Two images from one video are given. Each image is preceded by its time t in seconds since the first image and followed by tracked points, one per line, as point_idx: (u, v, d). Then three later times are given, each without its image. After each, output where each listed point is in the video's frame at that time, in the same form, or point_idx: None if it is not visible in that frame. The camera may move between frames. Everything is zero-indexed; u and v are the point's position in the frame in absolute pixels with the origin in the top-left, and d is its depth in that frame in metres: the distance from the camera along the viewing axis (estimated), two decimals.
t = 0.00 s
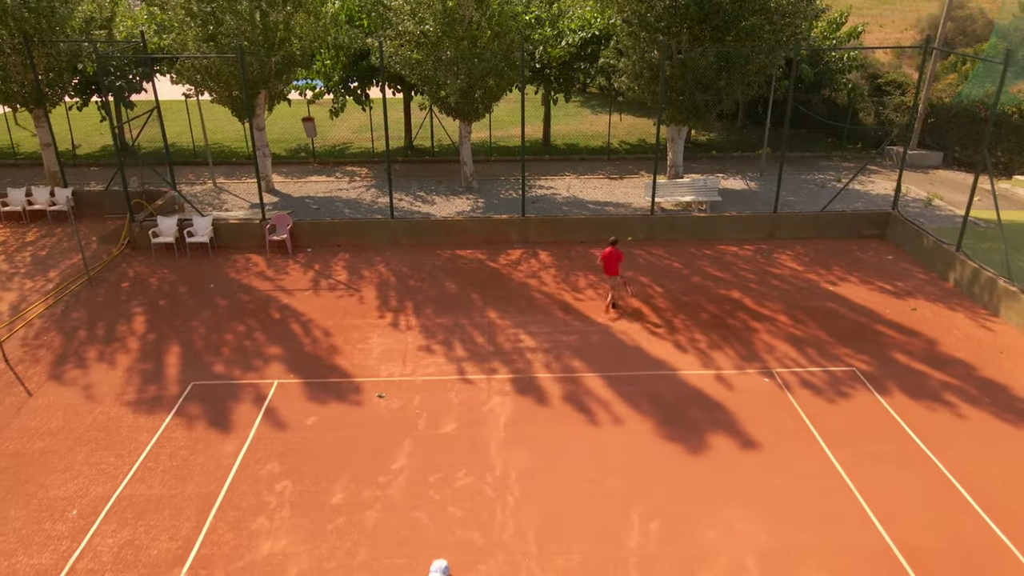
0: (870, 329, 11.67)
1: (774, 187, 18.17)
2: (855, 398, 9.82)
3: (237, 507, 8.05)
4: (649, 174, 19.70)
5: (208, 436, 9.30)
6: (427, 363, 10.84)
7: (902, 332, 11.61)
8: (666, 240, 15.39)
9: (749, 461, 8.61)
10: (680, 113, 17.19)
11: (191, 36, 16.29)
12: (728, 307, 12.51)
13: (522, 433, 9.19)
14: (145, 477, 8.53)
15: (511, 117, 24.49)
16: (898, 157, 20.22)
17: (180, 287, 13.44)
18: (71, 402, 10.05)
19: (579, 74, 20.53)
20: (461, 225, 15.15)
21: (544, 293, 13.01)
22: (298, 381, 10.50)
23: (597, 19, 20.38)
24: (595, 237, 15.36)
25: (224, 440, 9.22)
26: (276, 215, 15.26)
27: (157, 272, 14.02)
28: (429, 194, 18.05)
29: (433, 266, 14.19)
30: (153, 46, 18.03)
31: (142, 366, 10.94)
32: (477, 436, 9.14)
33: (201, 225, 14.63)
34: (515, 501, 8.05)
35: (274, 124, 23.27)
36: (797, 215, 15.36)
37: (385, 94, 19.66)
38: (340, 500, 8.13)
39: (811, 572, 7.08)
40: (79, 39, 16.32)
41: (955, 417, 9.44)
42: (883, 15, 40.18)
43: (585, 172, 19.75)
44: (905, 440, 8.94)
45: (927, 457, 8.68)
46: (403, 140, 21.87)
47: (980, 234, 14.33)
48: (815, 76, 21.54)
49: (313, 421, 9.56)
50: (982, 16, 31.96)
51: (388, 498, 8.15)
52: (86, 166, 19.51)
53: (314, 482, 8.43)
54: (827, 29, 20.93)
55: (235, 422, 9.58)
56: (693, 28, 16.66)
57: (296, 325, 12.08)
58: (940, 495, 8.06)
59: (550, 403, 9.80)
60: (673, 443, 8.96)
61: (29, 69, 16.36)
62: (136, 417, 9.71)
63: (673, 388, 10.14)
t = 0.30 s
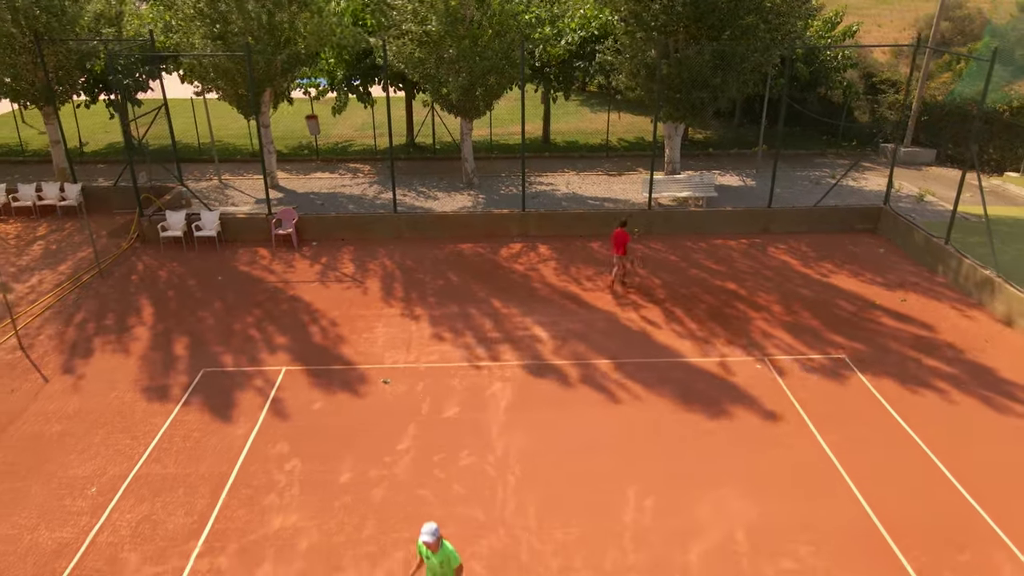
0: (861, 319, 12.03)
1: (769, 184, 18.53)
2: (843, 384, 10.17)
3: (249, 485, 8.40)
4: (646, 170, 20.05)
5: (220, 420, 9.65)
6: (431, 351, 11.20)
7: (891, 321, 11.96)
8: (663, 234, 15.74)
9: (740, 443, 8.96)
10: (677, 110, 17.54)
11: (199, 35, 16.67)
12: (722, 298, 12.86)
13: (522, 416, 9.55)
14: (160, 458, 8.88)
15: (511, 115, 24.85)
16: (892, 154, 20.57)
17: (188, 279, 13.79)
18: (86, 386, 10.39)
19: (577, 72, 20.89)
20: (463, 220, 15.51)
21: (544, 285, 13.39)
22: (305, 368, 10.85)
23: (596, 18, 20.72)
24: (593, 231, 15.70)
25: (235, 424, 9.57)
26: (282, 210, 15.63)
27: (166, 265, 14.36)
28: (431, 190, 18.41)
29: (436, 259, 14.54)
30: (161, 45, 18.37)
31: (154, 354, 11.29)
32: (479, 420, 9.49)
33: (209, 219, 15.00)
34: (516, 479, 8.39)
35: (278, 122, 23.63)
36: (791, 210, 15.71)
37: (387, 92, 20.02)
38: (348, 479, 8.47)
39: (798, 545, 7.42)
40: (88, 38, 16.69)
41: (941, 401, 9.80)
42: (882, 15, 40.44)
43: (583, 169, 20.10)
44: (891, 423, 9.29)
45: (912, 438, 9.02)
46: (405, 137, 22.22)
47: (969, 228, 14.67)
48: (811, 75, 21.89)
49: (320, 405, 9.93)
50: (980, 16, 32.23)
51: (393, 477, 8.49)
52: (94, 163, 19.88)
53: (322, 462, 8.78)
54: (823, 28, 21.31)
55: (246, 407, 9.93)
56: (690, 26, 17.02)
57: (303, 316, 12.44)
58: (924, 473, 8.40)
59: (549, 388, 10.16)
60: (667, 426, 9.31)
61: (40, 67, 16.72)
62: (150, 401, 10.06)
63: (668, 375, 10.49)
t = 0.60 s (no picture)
0: (852, 308, 12.38)
1: (765, 179, 18.89)
2: (833, 369, 10.51)
3: (260, 464, 8.75)
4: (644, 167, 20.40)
5: (230, 403, 9.99)
6: (434, 339, 11.55)
7: (881, 310, 12.30)
8: (660, 228, 16.09)
9: (732, 425, 9.30)
10: (674, 107, 17.89)
11: (206, 33, 17.03)
12: (717, 288, 13.21)
13: (522, 400, 9.90)
14: (174, 439, 9.22)
15: (511, 113, 25.21)
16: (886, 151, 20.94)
17: (196, 271, 14.14)
18: (101, 372, 10.73)
19: (576, 70, 21.25)
20: (465, 214, 15.87)
21: (543, 276, 13.75)
22: (312, 355, 11.20)
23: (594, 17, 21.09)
24: (591, 225, 16.05)
25: (245, 407, 9.91)
26: (288, 204, 15.98)
27: (175, 257, 14.71)
28: (434, 186, 18.77)
29: (438, 253, 14.89)
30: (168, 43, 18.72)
31: (165, 341, 11.63)
32: (481, 403, 9.84)
33: (216, 213, 15.34)
34: (516, 459, 8.74)
35: (282, 120, 23.98)
36: (785, 204, 16.06)
37: (389, 89, 20.39)
38: (354, 459, 8.82)
39: (786, 519, 7.76)
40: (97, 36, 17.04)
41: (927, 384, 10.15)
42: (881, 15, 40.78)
43: (583, 165, 20.45)
44: (877, 405, 9.64)
45: (898, 419, 9.36)
46: (407, 135, 22.57)
47: (958, 221, 15.04)
48: (807, 73, 22.25)
49: (327, 390, 10.27)
50: (977, 15, 32.56)
51: (399, 456, 8.84)
52: (101, 159, 20.22)
53: (330, 443, 9.13)
54: (818, 26, 21.67)
55: (255, 392, 10.28)
56: (686, 25, 17.38)
57: (309, 306, 12.79)
58: (909, 451, 8.74)
59: (548, 374, 10.51)
60: (662, 409, 9.66)
61: (50, 65, 17.05)
62: (162, 386, 10.40)
63: (663, 361, 10.84)
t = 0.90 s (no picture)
0: (843, 298, 12.72)
1: (761, 176, 19.23)
2: (823, 355, 10.85)
3: (271, 445, 9.10)
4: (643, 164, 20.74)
5: (240, 388, 10.33)
6: (436, 328, 11.89)
7: (872, 300, 12.64)
8: (657, 222, 16.43)
9: (724, 408, 9.65)
10: (671, 104, 18.24)
11: (213, 32, 17.41)
12: (712, 279, 13.55)
13: (522, 385, 10.25)
14: (187, 421, 9.57)
15: (512, 111, 25.55)
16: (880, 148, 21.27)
17: (204, 263, 14.49)
18: (114, 359, 11.08)
19: (575, 69, 21.60)
20: (466, 208, 16.21)
21: (543, 268, 14.09)
22: (318, 343, 11.54)
23: (593, 17, 21.45)
24: (590, 219, 16.39)
25: (254, 392, 10.25)
26: (293, 199, 16.34)
27: (182, 250, 15.06)
28: (436, 182, 19.12)
29: (440, 246, 15.25)
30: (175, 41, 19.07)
31: (176, 330, 11.98)
32: (482, 388, 10.19)
33: (223, 208, 15.69)
34: (516, 440, 9.09)
35: (285, 117, 24.31)
36: (780, 199, 16.41)
37: (392, 88, 20.75)
38: (361, 440, 9.17)
39: (774, 495, 8.11)
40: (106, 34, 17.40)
41: (914, 369, 10.50)
42: (880, 15, 41.06)
43: (582, 162, 20.79)
44: (865, 390, 9.99)
45: (885, 403, 9.70)
46: (408, 133, 22.92)
47: (948, 215, 15.38)
48: (803, 72, 22.58)
49: (334, 375, 10.62)
50: (974, 14, 32.84)
51: (403, 438, 9.18)
52: (108, 156, 20.57)
53: (337, 425, 9.47)
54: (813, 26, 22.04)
55: (264, 377, 10.62)
56: (683, 24, 17.74)
57: (315, 297, 13.13)
58: (895, 433, 9.08)
59: (547, 360, 10.86)
60: (656, 393, 10.01)
61: (59, 62, 17.40)
62: (174, 372, 10.75)
63: (659, 348, 11.18)
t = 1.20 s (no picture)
0: (834, 289, 13.10)
1: (756, 172, 19.58)
2: (813, 343, 11.23)
3: (281, 427, 9.46)
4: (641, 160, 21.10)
5: (250, 374, 10.69)
6: (439, 318, 12.27)
7: (862, 291, 13.00)
8: (654, 217, 16.79)
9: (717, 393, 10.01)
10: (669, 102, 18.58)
11: (220, 30, 17.79)
12: (708, 271, 13.92)
13: (522, 371, 10.60)
14: (199, 405, 9.94)
15: (512, 109, 25.92)
16: (875, 146, 21.61)
17: (212, 256, 14.86)
18: (127, 347, 11.43)
19: (574, 67, 21.97)
20: (468, 203, 16.58)
21: (543, 261, 14.48)
22: (324, 332, 11.91)
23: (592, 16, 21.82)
24: (589, 214, 16.75)
25: (264, 378, 10.61)
26: (298, 194, 16.70)
27: (190, 244, 15.41)
28: (438, 178, 19.48)
29: (442, 240, 15.60)
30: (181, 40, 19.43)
31: (186, 320, 12.34)
32: (484, 374, 10.55)
33: (230, 203, 16.06)
34: (516, 422, 9.45)
35: (288, 115, 24.67)
36: (774, 194, 16.76)
37: (394, 86, 21.11)
38: (367, 422, 9.54)
39: (764, 474, 8.47)
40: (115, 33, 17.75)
41: (900, 356, 10.87)
42: (878, 15, 41.29)
43: (581, 159, 21.15)
44: (853, 376, 10.34)
45: (871, 388, 10.06)
46: (410, 130, 23.26)
47: (939, 210, 15.71)
48: (799, 71, 22.91)
49: (340, 362, 10.99)
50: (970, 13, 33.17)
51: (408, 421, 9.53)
52: (115, 154, 20.93)
53: (344, 409, 9.83)
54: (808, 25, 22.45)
55: (272, 364, 10.99)
56: (680, 23, 18.11)
57: (321, 288, 13.50)
58: (880, 416, 9.45)
59: (546, 349, 11.21)
60: (652, 379, 10.38)
61: (69, 61, 17.76)
62: (186, 359, 11.10)
63: (655, 336, 11.55)
